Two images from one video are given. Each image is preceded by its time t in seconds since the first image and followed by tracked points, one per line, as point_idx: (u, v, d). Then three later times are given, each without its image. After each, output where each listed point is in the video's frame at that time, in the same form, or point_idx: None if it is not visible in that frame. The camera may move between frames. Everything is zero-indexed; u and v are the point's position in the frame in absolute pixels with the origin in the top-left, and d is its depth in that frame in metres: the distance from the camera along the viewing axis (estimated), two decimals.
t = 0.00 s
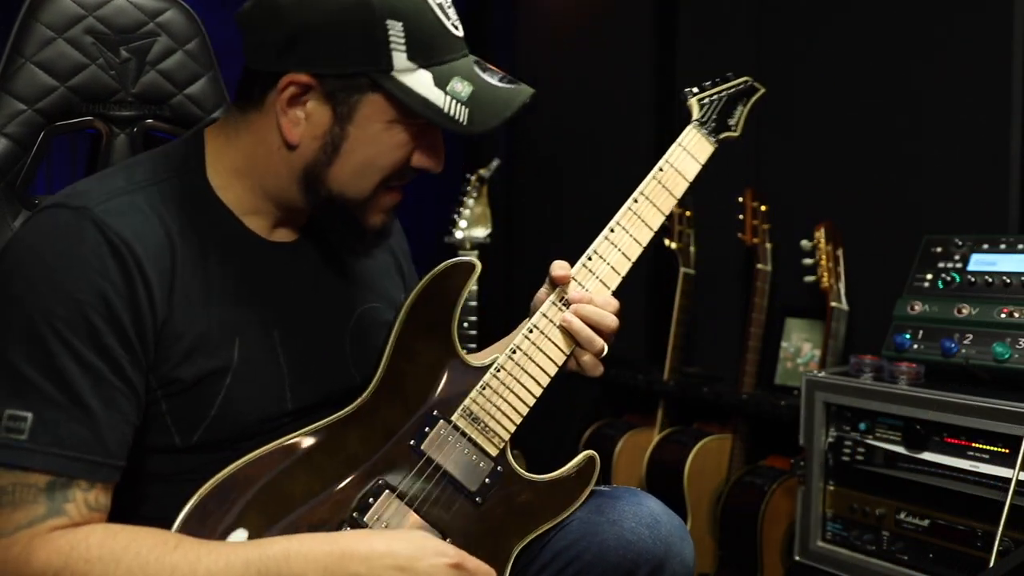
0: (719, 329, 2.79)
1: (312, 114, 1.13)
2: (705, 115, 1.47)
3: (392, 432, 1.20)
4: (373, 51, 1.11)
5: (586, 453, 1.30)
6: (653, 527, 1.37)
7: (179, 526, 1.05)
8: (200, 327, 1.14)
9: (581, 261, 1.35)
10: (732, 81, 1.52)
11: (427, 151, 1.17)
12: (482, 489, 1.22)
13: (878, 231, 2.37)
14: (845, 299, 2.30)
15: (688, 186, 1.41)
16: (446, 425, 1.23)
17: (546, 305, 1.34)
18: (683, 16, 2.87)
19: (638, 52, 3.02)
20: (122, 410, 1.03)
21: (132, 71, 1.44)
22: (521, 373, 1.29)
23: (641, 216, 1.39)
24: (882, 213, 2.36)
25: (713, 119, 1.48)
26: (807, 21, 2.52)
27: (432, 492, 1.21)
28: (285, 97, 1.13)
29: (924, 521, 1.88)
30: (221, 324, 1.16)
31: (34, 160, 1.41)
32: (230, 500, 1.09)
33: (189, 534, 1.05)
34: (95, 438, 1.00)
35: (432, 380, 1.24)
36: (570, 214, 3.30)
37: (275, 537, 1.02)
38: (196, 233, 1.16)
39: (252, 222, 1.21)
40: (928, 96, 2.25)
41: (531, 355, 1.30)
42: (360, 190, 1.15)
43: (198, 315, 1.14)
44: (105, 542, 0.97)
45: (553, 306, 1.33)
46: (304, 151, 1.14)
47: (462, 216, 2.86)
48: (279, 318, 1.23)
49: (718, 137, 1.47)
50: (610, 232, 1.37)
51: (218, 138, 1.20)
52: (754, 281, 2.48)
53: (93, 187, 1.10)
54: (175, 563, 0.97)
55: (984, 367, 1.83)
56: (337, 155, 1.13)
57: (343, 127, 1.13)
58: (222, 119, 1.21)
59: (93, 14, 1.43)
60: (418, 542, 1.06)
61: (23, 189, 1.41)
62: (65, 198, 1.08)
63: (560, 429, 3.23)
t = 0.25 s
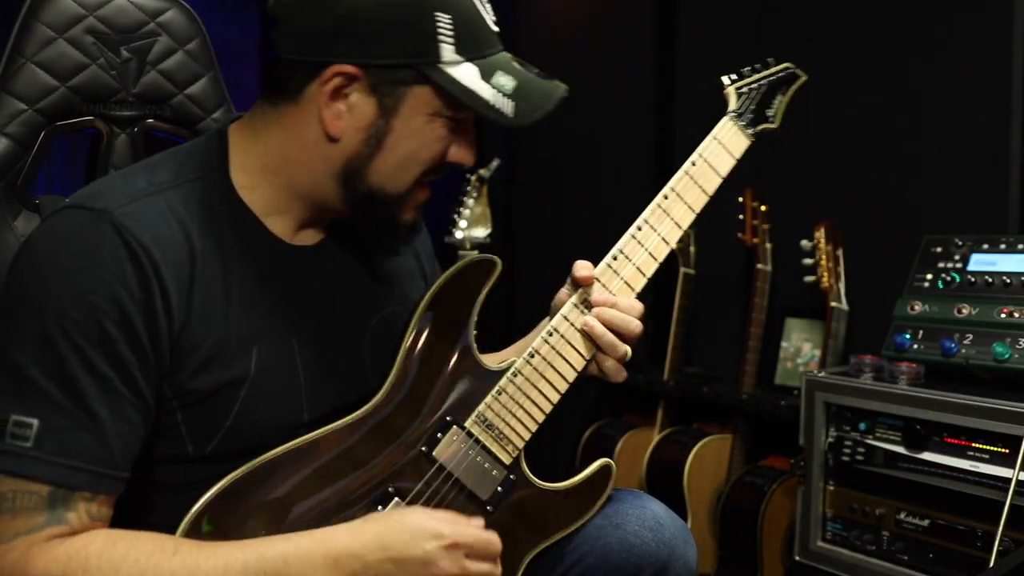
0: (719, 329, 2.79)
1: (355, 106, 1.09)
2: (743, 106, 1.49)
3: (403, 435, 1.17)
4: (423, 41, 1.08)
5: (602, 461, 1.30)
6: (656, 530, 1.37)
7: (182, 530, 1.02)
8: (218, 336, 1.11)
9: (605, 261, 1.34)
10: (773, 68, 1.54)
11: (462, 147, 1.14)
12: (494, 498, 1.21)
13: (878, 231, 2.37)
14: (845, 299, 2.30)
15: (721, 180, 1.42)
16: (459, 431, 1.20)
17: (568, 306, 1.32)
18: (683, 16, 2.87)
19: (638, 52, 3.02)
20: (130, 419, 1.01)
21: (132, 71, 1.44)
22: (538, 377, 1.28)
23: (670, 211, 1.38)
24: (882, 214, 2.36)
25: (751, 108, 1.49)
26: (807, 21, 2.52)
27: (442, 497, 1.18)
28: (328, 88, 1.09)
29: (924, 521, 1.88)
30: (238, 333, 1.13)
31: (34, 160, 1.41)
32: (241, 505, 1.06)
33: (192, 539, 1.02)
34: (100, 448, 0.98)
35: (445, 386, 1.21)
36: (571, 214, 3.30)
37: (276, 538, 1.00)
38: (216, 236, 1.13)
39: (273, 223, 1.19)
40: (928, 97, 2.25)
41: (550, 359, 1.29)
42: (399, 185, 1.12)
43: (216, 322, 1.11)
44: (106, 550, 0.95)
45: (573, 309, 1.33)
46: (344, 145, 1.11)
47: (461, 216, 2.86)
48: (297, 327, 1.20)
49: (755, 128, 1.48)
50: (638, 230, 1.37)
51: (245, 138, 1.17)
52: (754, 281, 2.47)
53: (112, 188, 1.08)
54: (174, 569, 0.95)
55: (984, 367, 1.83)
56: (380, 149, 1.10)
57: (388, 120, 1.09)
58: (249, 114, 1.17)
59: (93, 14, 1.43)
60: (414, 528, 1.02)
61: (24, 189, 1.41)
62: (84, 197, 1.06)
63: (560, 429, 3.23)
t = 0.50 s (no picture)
0: (719, 329, 2.80)
1: (386, 98, 1.08)
2: (773, 104, 1.52)
3: (415, 444, 1.15)
4: (456, 28, 1.07)
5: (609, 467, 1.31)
6: (658, 532, 1.37)
7: (188, 528, 1.00)
8: (242, 340, 1.08)
9: (626, 264, 1.34)
10: (804, 65, 1.59)
11: (493, 142, 1.13)
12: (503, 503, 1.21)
13: (878, 231, 2.37)
14: (845, 299, 2.30)
15: (746, 182, 1.43)
16: (470, 436, 1.19)
17: (585, 310, 1.31)
18: (683, 16, 2.87)
19: (638, 52, 3.02)
20: (145, 424, 0.99)
21: (132, 71, 1.44)
22: (552, 382, 1.26)
23: (692, 212, 1.39)
24: (882, 214, 2.36)
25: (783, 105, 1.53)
26: (807, 21, 2.52)
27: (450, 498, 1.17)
28: (360, 79, 1.08)
29: (924, 521, 1.88)
30: (264, 337, 1.10)
31: (34, 160, 1.41)
32: (249, 501, 1.04)
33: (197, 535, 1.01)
34: (114, 452, 0.96)
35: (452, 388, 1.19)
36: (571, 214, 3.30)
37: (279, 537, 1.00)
38: (244, 238, 1.11)
39: (301, 224, 1.17)
40: (928, 97, 2.25)
41: (564, 363, 1.28)
42: (432, 178, 1.10)
43: (242, 325, 1.08)
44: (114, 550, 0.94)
45: (591, 313, 1.32)
46: (375, 137, 1.09)
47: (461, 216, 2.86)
48: (321, 333, 1.17)
49: (784, 129, 1.52)
50: (661, 232, 1.37)
51: (274, 137, 1.15)
52: (754, 281, 2.47)
53: (142, 185, 1.06)
54: (184, 568, 0.95)
55: (984, 367, 1.83)
56: (412, 141, 1.08)
57: (420, 111, 1.08)
58: (279, 113, 1.16)
59: (93, 14, 1.43)
60: (419, 525, 1.01)
61: (24, 188, 1.41)
62: (113, 194, 1.04)
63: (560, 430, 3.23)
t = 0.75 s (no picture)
0: (719, 329, 2.80)
1: (409, 100, 1.08)
2: (772, 102, 1.53)
3: (416, 446, 1.15)
4: (482, 31, 1.07)
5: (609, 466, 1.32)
6: (658, 531, 1.37)
7: (190, 531, 1.01)
8: (260, 343, 1.08)
9: (626, 264, 1.34)
10: (803, 61, 1.60)
11: (518, 144, 1.12)
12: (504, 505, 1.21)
13: (878, 230, 2.37)
14: (846, 299, 2.30)
15: (745, 181, 1.43)
16: (471, 437, 1.19)
17: (585, 309, 1.30)
18: (683, 16, 2.86)
19: (638, 52, 3.02)
20: (155, 426, 0.98)
21: (133, 71, 1.44)
22: (552, 384, 1.26)
23: (692, 211, 1.39)
24: (882, 214, 2.36)
25: (781, 103, 1.54)
26: (807, 20, 2.52)
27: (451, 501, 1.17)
28: (383, 81, 1.08)
29: (924, 521, 1.88)
30: (281, 342, 1.10)
31: (34, 161, 1.41)
32: (248, 506, 1.04)
33: (197, 539, 1.01)
34: (123, 454, 0.95)
35: (450, 390, 1.19)
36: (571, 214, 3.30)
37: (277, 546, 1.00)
38: (263, 240, 1.11)
39: (323, 230, 1.16)
40: (928, 96, 2.25)
41: (564, 362, 1.27)
42: (454, 180, 1.10)
43: (261, 329, 1.08)
44: (120, 555, 0.94)
45: (591, 312, 1.30)
46: (398, 139, 1.09)
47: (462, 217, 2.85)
48: (338, 338, 1.16)
49: (784, 126, 1.53)
50: (661, 232, 1.36)
51: (296, 138, 1.15)
52: (754, 281, 2.47)
53: (164, 187, 1.06)
54: None
55: (984, 367, 1.83)
56: (435, 144, 1.08)
57: (443, 112, 1.07)
58: (302, 115, 1.16)
59: (93, 14, 1.43)
60: (423, 543, 1.01)
61: (24, 188, 1.41)
62: (133, 194, 1.04)
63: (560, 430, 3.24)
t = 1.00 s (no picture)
0: (719, 328, 2.80)
1: (407, 83, 1.08)
2: (779, 102, 1.54)
3: (417, 444, 1.15)
4: (477, 13, 1.06)
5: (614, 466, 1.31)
6: (658, 530, 1.37)
7: (196, 527, 1.00)
8: (274, 341, 1.08)
9: (632, 264, 1.33)
10: (810, 61, 1.62)
11: (525, 142, 1.10)
12: (507, 505, 1.21)
13: (878, 230, 2.37)
14: (845, 299, 2.30)
15: (750, 180, 1.44)
16: (475, 438, 1.18)
17: (591, 310, 1.29)
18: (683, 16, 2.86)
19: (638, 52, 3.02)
20: (165, 424, 0.97)
21: (133, 71, 1.45)
22: (557, 385, 1.26)
23: (699, 212, 1.39)
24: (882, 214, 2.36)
25: (786, 104, 1.54)
26: (807, 20, 2.52)
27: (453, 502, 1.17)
28: (380, 64, 1.08)
29: (923, 521, 1.87)
30: (296, 340, 1.10)
31: (35, 163, 1.41)
32: (252, 508, 1.04)
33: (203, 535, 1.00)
34: (132, 451, 0.94)
35: (459, 389, 1.19)
36: (571, 214, 3.30)
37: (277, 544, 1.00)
38: (278, 239, 1.11)
39: (335, 229, 1.16)
40: (928, 96, 2.25)
41: (568, 363, 1.27)
42: (451, 169, 1.09)
43: (275, 327, 1.08)
44: (127, 549, 0.93)
45: (596, 314, 1.30)
46: (395, 124, 1.09)
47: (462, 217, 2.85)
48: (351, 336, 1.17)
49: (789, 128, 1.53)
50: (668, 233, 1.36)
51: (305, 135, 1.16)
52: (754, 281, 2.47)
53: (179, 185, 1.06)
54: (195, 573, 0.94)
55: (983, 367, 1.83)
56: (431, 127, 1.07)
57: (438, 95, 1.07)
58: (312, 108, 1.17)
59: (93, 14, 1.43)
60: (427, 542, 1.02)
61: (25, 189, 1.41)
62: (148, 191, 1.03)
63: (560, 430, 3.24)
